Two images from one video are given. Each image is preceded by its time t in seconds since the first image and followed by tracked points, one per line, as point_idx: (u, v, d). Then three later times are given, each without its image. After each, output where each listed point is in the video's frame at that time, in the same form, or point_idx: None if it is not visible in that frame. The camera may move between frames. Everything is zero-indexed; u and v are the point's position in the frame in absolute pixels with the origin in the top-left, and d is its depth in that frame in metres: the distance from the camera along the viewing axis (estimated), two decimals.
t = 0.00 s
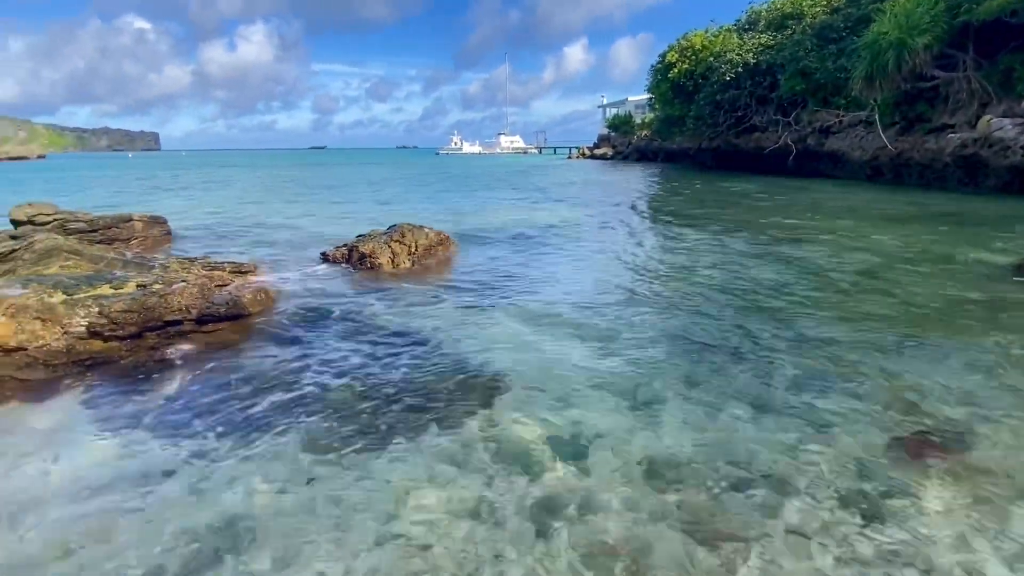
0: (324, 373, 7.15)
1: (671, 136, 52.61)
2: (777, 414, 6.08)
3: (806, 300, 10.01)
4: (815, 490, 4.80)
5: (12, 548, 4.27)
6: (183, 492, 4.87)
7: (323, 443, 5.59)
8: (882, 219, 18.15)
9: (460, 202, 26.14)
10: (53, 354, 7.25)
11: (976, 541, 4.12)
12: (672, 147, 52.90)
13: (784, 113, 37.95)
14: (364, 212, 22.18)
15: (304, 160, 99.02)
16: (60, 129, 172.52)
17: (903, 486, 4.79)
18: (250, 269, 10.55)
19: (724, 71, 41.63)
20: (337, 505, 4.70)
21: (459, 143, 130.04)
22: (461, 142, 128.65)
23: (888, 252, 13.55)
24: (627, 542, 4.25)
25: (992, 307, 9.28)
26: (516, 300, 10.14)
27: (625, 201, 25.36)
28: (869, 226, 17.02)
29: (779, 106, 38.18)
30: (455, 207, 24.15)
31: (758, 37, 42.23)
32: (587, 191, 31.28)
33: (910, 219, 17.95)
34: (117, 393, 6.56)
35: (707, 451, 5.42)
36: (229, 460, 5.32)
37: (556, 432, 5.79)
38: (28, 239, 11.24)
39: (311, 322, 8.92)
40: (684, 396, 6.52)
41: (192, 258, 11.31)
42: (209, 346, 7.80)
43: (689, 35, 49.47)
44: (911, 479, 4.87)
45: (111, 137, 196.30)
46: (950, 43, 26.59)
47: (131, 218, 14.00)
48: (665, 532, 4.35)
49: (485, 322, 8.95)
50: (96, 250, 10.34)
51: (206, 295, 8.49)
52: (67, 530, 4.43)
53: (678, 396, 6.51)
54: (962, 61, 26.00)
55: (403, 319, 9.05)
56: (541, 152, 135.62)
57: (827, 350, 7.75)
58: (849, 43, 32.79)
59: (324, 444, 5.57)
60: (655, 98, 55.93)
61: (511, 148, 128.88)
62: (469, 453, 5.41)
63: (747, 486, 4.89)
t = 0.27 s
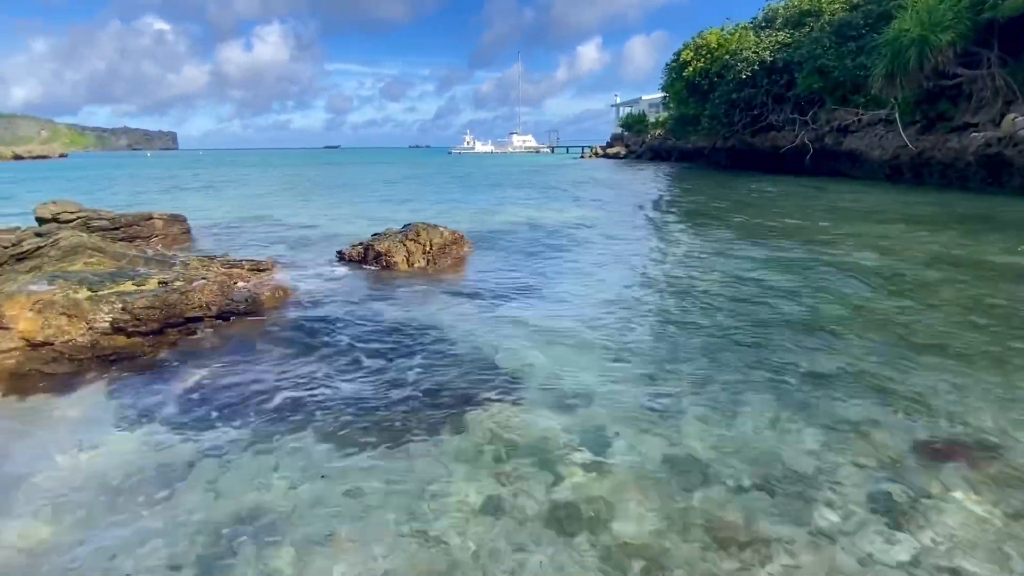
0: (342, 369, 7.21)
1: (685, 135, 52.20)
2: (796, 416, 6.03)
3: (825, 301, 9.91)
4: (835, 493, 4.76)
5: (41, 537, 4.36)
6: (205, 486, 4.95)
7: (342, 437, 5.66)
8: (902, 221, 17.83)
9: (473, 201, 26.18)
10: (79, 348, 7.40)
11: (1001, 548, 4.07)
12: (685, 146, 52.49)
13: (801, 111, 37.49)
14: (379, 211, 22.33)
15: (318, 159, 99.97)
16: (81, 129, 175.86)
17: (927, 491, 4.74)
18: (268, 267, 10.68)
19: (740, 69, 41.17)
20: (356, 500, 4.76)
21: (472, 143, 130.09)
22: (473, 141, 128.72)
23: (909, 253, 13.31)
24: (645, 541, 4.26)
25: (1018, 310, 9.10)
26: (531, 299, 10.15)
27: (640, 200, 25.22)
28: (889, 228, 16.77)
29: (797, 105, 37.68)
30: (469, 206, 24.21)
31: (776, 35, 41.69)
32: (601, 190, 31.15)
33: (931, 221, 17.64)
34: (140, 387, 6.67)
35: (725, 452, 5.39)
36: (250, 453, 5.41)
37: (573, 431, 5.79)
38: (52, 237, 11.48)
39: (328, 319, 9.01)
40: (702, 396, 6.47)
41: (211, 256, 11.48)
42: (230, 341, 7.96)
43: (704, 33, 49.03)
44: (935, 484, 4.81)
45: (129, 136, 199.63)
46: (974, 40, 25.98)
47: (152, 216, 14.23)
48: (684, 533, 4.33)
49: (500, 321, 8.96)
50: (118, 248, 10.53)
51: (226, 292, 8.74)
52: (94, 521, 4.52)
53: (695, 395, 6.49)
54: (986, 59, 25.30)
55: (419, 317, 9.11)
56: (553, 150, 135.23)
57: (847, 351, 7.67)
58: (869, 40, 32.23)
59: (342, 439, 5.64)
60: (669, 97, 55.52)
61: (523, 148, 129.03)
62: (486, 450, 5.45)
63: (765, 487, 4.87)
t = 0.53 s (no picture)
0: (358, 367, 7.27)
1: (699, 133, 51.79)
2: (816, 417, 5.98)
3: (844, 301, 9.79)
4: (856, 494, 4.73)
5: (68, 528, 4.46)
6: (225, 480, 5.02)
7: (362, 433, 5.73)
8: (922, 221, 17.53)
9: (486, 200, 26.22)
10: (102, 344, 7.54)
11: None
12: (699, 145, 52.08)
13: (817, 110, 36.99)
14: (392, 210, 22.45)
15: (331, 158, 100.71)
16: (100, 128, 178.92)
17: (950, 493, 4.69)
18: (284, 265, 10.79)
19: (755, 67, 40.69)
20: (376, 494, 4.82)
21: (483, 142, 130.20)
22: (485, 140, 128.79)
23: (930, 254, 13.06)
24: (665, 540, 4.26)
25: None
26: (545, 298, 10.15)
27: (653, 199, 25.08)
28: (908, 228, 16.52)
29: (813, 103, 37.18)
30: (482, 205, 24.26)
31: (792, 32, 41.16)
32: (613, 189, 31.02)
33: (952, 221, 17.35)
34: (161, 382, 6.78)
35: (743, 452, 5.37)
36: (271, 447, 5.50)
37: (589, 430, 5.77)
38: (75, 235, 11.71)
39: (345, 317, 9.09)
40: (718, 398, 6.43)
41: (228, 254, 11.64)
42: (248, 338, 8.06)
43: (719, 30, 48.58)
44: (959, 487, 4.76)
45: (146, 135, 202.65)
46: (998, 37, 25.43)
47: (171, 214, 14.43)
48: (701, 535, 4.30)
49: (514, 320, 8.98)
50: (139, 246, 10.71)
51: (244, 289, 8.81)
52: (118, 513, 4.61)
53: (712, 396, 6.46)
54: (1010, 56, 24.67)
55: (434, 316, 9.17)
56: (565, 149, 134.77)
57: (866, 352, 7.59)
58: (888, 38, 31.68)
59: (362, 435, 5.70)
60: (683, 95, 55.09)
61: (534, 147, 128.88)
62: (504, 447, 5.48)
63: (785, 488, 4.85)
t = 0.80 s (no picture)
0: (374, 364, 7.31)
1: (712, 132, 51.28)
2: (836, 420, 5.88)
3: (862, 303, 9.64)
4: (879, 498, 4.64)
5: (93, 516, 4.54)
6: (245, 473, 5.07)
7: (377, 431, 5.74)
8: (942, 222, 17.21)
9: (497, 199, 26.22)
10: (124, 338, 7.74)
11: None
12: (712, 144, 51.61)
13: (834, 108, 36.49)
14: (404, 209, 22.52)
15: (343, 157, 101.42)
16: (117, 128, 181.78)
17: (977, 498, 4.59)
18: (300, 263, 10.87)
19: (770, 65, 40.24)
20: (393, 491, 4.83)
21: (494, 141, 130.20)
22: (496, 139, 128.64)
23: (951, 256, 12.81)
24: (684, 541, 4.22)
25: None
26: (559, 298, 10.14)
27: (666, 199, 24.92)
28: (928, 228, 16.23)
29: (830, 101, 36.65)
30: (494, 204, 24.26)
31: (808, 29, 40.67)
32: (625, 188, 30.85)
33: (973, 222, 17.02)
34: (182, 377, 6.88)
35: (763, 454, 5.30)
36: (289, 443, 5.53)
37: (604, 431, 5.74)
38: (96, 232, 11.91)
39: (359, 315, 9.12)
40: (737, 399, 6.36)
41: (245, 252, 11.75)
42: (265, 334, 8.13)
43: (733, 28, 48.13)
44: (986, 491, 4.65)
45: (162, 134, 205.32)
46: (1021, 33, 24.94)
47: (189, 212, 14.59)
48: (720, 535, 4.27)
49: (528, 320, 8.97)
50: (158, 243, 10.86)
51: (261, 286, 8.89)
52: (142, 503, 4.68)
53: (730, 398, 6.38)
54: None
55: (448, 315, 9.18)
56: (576, 148, 134.09)
57: (886, 355, 7.46)
58: (908, 34, 31.21)
59: (377, 432, 5.72)
60: (696, 94, 54.66)
61: (545, 146, 128.69)
62: (519, 446, 5.46)
63: (806, 491, 4.77)
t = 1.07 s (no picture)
0: (388, 361, 7.37)
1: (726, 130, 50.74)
2: (853, 423, 5.80)
3: (880, 304, 9.48)
4: (899, 503, 4.56)
5: (116, 504, 4.65)
6: (263, 466, 5.15)
7: (391, 428, 5.76)
8: (963, 222, 16.87)
9: (509, 198, 26.21)
10: (144, 333, 7.92)
11: None
12: (726, 142, 51.10)
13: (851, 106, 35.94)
14: (417, 207, 22.58)
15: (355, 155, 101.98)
16: (135, 126, 184.53)
17: (1000, 505, 4.50)
18: (315, 260, 10.96)
19: (786, 62, 39.74)
20: (407, 488, 4.84)
21: (505, 139, 130.05)
22: (507, 137, 128.45)
23: (972, 257, 12.56)
24: (699, 543, 4.18)
25: None
26: (572, 297, 10.13)
27: (679, 198, 24.75)
28: (948, 229, 15.93)
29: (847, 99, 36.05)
30: (506, 203, 24.25)
31: (826, 26, 40.11)
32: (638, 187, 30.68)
33: (994, 223, 16.67)
34: (200, 371, 6.99)
35: (779, 457, 5.23)
36: (304, 439, 5.57)
37: (618, 430, 5.74)
38: (116, 228, 12.10)
39: (372, 314, 9.17)
40: (751, 400, 6.32)
41: (261, 249, 11.88)
42: (280, 331, 8.19)
43: (749, 25, 47.60)
44: (1009, 499, 4.56)
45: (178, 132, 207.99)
46: None
47: (205, 209, 14.74)
48: (735, 535, 4.26)
49: (541, 319, 8.97)
50: (176, 240, 11.01)
51: (277, 283, 8.93)
52: (162, 493, 4.77)
53: (745, 400, 6.32)
54: None
55: (460, 314, 9.19)
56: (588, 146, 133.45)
57: (905, 358, 7.34)
58: (929, 31, 30.67)
59: (391, 429, 5.74)
60: (710, 91, 54.15)
61: (556, 144, 128.29)
62: (532, 445, 5.44)
63: (823, 494, 4.71)
